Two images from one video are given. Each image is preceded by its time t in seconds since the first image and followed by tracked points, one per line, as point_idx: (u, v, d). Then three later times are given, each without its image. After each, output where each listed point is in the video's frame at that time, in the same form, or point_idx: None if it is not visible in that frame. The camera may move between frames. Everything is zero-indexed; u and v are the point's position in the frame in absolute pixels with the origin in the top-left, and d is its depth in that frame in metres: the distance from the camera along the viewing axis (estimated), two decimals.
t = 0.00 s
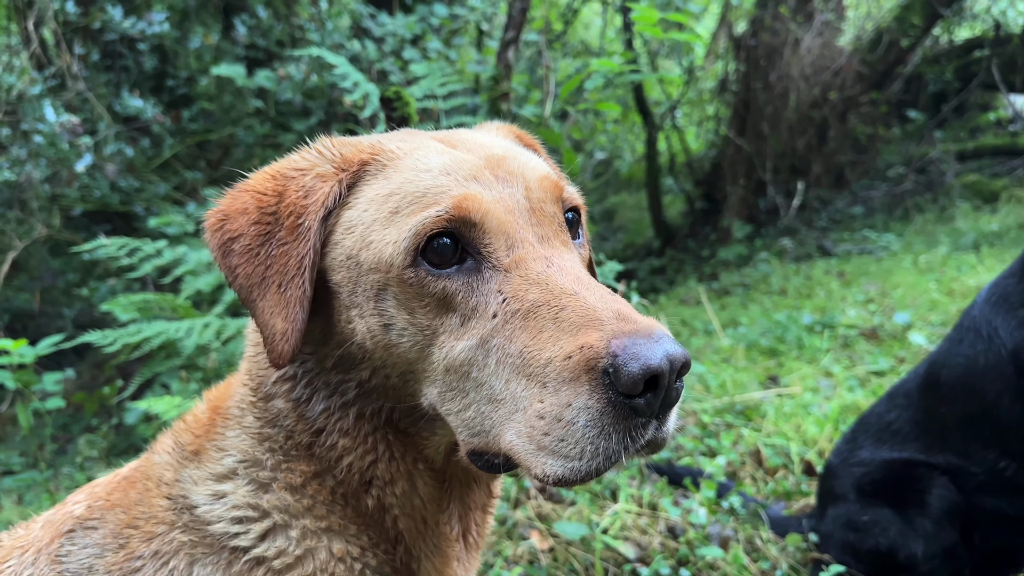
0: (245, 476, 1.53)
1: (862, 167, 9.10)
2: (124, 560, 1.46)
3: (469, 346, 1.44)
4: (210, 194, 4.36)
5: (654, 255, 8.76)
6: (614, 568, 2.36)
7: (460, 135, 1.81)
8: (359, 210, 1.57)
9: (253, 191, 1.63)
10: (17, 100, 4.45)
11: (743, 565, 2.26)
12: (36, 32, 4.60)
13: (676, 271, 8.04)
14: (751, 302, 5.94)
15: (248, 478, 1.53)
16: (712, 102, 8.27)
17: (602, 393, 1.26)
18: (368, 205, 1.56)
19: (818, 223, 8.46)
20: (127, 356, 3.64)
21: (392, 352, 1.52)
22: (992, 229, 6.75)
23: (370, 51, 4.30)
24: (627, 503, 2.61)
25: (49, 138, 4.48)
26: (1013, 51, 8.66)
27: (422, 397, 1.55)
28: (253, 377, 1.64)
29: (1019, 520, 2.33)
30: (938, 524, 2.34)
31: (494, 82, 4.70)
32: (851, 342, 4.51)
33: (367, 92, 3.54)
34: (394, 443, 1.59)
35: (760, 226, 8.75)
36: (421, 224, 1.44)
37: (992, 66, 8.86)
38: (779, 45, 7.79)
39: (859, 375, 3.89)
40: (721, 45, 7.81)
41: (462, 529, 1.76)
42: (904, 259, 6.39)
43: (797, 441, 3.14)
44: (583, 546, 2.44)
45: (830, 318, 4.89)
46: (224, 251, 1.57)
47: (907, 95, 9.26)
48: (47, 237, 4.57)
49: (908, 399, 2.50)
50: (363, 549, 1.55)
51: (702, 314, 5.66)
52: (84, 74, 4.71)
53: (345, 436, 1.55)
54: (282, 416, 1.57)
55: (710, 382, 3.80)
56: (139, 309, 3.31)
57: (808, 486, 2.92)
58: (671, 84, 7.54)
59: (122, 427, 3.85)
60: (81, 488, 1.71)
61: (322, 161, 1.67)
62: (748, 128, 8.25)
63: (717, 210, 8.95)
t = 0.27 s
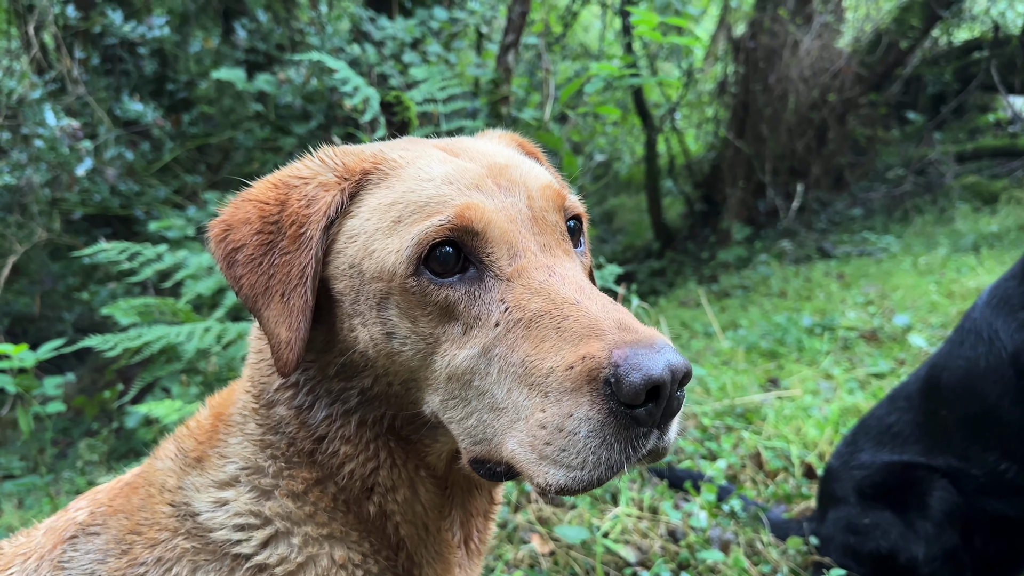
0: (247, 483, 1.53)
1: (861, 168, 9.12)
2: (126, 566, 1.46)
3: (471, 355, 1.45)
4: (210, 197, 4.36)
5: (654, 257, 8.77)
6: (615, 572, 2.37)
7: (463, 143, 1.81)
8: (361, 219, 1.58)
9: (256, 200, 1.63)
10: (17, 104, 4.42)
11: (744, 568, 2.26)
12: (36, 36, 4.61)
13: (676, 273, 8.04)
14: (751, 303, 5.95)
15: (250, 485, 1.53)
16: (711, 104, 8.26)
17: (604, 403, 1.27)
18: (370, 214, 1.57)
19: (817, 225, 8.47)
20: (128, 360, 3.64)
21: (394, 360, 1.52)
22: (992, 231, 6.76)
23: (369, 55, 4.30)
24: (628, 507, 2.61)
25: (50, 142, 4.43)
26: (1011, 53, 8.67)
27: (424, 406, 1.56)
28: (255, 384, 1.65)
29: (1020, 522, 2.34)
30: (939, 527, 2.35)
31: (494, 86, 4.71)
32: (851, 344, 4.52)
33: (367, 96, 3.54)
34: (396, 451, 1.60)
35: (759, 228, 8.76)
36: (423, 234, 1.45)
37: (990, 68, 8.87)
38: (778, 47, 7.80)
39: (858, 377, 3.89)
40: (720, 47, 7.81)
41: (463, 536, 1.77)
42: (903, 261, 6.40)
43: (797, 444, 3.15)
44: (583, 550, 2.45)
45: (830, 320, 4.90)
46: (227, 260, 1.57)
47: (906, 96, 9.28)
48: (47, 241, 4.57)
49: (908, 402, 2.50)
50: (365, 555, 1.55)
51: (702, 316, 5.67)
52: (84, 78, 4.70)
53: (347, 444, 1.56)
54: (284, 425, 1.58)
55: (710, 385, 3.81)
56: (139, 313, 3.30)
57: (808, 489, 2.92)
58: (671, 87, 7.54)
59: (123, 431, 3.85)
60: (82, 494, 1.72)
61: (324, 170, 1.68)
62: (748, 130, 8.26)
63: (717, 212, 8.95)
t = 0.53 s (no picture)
0: (248, 484, 1.53)
1: (861, 169, 9.12)
2: (127, 567, 1.45)
3: (472, 356, 1.45)
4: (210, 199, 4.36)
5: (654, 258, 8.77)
6: (614, 573, 2.36)
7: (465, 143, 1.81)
8: (363, 219, 1.58)
9: (257, 200, 1.63)
10: (15, 106, 4.39)
11: (744, 568, 2.25)
12: (35, 38, 4.59)
13: (675, 274, 8.04)
14: (751, 304, 5.95)
15: (251, 487, 1.53)
16: (710, 105, 8.23)
17: (604, 405, 1.26)
18: (371, 214, 1.57)
19: (817, 226, 8.47)
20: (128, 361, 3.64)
21: (395, 361, 1.52)
22: (991, 231, 6.76)
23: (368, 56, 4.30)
24: (628, 508, 2.61)
25: (49, 144, 4.41)
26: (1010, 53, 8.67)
27: (426, 407, 1.56)
28: (256, 385, 1.64)
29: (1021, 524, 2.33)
30: (940, 528, 2.35)
31: (492, 87, 4.71)
32: (850, 344, 4.51)
33: (366, 96, 3.53)
34: (398, 452, 1.60)
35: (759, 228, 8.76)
36: (425, 234, 1.45)
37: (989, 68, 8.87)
38: (777, 48, 7.80)
39: (859, 378, 3.89)
40: (719, 48, 7.82)
41: (465, 537, 1.77)
42: (903, 261, 6.40)
43: (797, 444, 3.14)
44: (583, 551, 2.44)
45: (830, 321, 4.89)
46: (229, 260, 1.57)
47: (904, 97, 9.28)
48: (46, 243, 4.55)
49: (909, 402, 2.50)
50: (367, 557, 1.55)
51: (701, 317, 5.66)
52: (83, 79, 4.71)
53: (348, 445, 1.55)
54: (285, 426, 1.57)
55: (710, 385, 3.81)
56: (138, 315, 3.30)
57: (808, 489, 2.91)
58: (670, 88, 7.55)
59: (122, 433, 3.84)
60: (82, 497, 1.71)
61: (326, 171, 1.67)
62: (747, 131, 8.28)
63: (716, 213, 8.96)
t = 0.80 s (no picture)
0: (256, 491, 1.53)
1: (860, 169, 9.13)
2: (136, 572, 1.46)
3: (482, 362, 1.45)
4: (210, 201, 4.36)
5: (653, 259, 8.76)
6: (616, 574, 2.36)
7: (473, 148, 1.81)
8: (372, 225, 1.58)
9: (266, 207, 1.63)
10: (16, 108, 4.40)
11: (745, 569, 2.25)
12: (35, 39, 4.58)
13: (674, 275, 8.04)
14: (751, 305, 5.95)
15: (260, 493, 1.53)
16: (709, 106, 8.30)
17: (616, 412, 1.26)
18: (381, 221, 1.57)
19: (816, 226, 8.47)
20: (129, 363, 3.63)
21: (405, 367, 1.52)
22: (990, 231, 6.77)
23: (367, 57, 4.30)
24: (629, 509, 2.61)
25: (49, 146, 4.42)
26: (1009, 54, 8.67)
27: (436, 412, 1.56)
28: (265, 391, 1.65)
29: None
30: (942, 529, 2.35)
31: (493, 88, 4.71)
32: (851, 345, 4.52)
33: (366, 98, 3.53)
34: (407, 459, 1.60)
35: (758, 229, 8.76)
36: (435, 240, 1.45)
37: (988, 69, 8.87)
38: (776, 48, 7.81)
39: (859, 379, 3.89)
40: (718, 49, 7.83)
41: (472, 542, 1.77)
42: (902, 262, 6.41)
43: (798, 446, 3.15)
44: (585, 553, 2.44)
45: (830, 321, 4.90)
46: (238, 266, 1.57)
47: (903, 97, 9.29)
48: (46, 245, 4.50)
49: (912, 404, 2.51)
50: (375, 562, 1.55)
51: (701, 318, 5.67)
52: (83, 81, 4.71)
53: (357, 451, 1.55)
54: (294, 432, 1.57)
55: (710, 387, 3.81)
56: (138, 317, 3.28)
57: (809, 491, 2.91)
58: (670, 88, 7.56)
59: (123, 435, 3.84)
60: (87, 500, 1.71)
61: (335, 176, 1.68)
62: (746, 132, 8.28)
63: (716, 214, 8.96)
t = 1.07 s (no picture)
0: (271, 490, 1.54)
1: (859, 169, 9.14)
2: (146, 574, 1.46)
3: (502, 346, 1.46)
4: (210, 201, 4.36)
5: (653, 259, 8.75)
6: (619, 574, 2.37)
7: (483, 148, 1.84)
8: (390, 216, 1.60)
9: (283, 204, 1.64)
10: (16, 110, 4.38)
11: (748, 569, 2.25)
12: (36, 40, 4.58)
13: (674, 274, 8.05)
14: (750, 305, 5.96)
15: (274, 492, 1.53)
16: (709, 106, 8.32)
17: (640, 386, 1.28)
18: (399, 211, 1.59)
19: (815, 226, 8.49)
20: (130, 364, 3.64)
21: (424, 356, 1.53)
22: (989, 231, 6.78)
23: (367, 58, 4.31)
24: (631, 509, 2.62)
25: (49, 147, 4.38)
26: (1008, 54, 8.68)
27: (452, 404, 1.58)
28: (279, 390, 1.66)
29: None
30: (943, 527, 2.35)
31: (493, 88, 4.71)
32: (850, 345, 4.53)
33: (368, 99, 3.53)
34: (421, 454, 1.61)
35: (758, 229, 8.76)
36: (454, 226, 1.47)
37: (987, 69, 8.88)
38: (775, 48, 7.83)
39: (859, 379, 3.90)
40: (717, 49, 7.85)
41: (482, 542, 1.78)
42: (902, 262, 6.42)
43: (799, 445, 3.15)
44: (587, 552, 2.45)
45: (829, 321, 4.91)
46: (256, 263, 1.58)
47: (902, 97, 9.30)
48: (47, 246, 4.53)
49: (912, 404, 2.52)
50: (387, 562, 1.56)
51: (701, 318, 5.68)
52: (84, 83, 4.71)
53: (373, 446, 1.56)
54: (309, 428, 1.58)
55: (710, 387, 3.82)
56: (140, 318, 3.27)
57: (810, 490, 2.92)
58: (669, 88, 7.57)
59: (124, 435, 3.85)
60: (96, 502, 1.72)
61: (350, 174, 1.70)
62: (745, 132, 8.28)
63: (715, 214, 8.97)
